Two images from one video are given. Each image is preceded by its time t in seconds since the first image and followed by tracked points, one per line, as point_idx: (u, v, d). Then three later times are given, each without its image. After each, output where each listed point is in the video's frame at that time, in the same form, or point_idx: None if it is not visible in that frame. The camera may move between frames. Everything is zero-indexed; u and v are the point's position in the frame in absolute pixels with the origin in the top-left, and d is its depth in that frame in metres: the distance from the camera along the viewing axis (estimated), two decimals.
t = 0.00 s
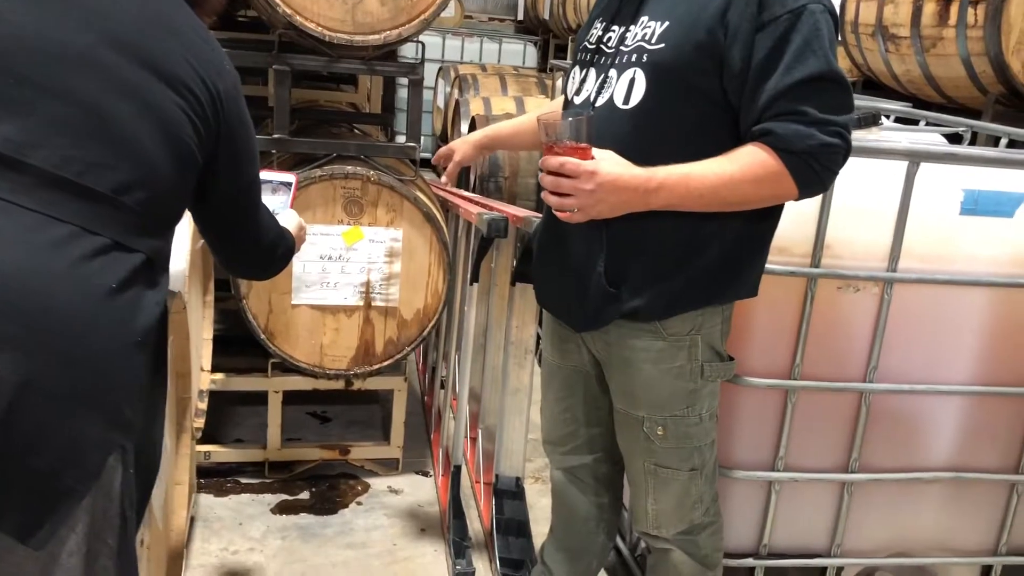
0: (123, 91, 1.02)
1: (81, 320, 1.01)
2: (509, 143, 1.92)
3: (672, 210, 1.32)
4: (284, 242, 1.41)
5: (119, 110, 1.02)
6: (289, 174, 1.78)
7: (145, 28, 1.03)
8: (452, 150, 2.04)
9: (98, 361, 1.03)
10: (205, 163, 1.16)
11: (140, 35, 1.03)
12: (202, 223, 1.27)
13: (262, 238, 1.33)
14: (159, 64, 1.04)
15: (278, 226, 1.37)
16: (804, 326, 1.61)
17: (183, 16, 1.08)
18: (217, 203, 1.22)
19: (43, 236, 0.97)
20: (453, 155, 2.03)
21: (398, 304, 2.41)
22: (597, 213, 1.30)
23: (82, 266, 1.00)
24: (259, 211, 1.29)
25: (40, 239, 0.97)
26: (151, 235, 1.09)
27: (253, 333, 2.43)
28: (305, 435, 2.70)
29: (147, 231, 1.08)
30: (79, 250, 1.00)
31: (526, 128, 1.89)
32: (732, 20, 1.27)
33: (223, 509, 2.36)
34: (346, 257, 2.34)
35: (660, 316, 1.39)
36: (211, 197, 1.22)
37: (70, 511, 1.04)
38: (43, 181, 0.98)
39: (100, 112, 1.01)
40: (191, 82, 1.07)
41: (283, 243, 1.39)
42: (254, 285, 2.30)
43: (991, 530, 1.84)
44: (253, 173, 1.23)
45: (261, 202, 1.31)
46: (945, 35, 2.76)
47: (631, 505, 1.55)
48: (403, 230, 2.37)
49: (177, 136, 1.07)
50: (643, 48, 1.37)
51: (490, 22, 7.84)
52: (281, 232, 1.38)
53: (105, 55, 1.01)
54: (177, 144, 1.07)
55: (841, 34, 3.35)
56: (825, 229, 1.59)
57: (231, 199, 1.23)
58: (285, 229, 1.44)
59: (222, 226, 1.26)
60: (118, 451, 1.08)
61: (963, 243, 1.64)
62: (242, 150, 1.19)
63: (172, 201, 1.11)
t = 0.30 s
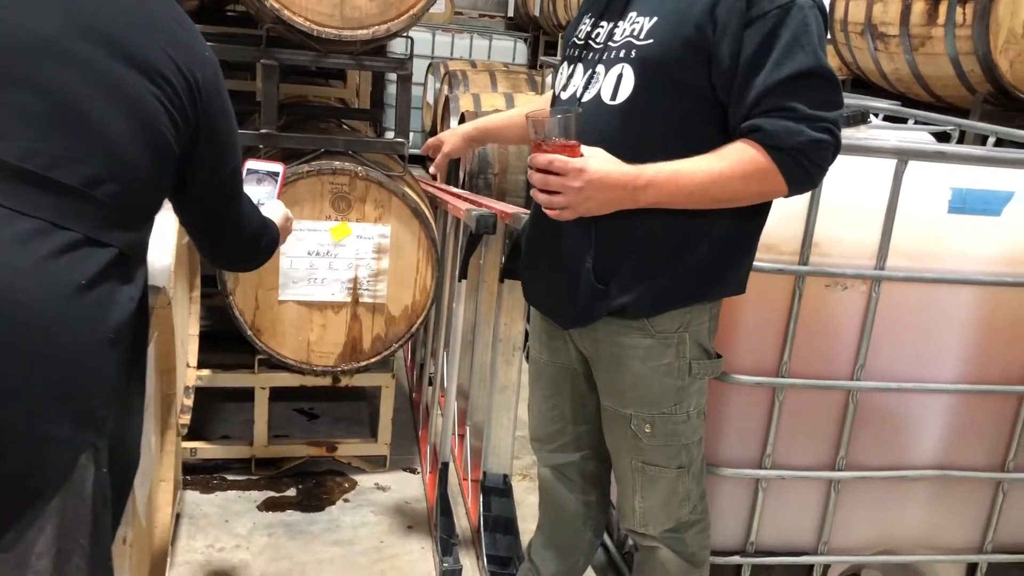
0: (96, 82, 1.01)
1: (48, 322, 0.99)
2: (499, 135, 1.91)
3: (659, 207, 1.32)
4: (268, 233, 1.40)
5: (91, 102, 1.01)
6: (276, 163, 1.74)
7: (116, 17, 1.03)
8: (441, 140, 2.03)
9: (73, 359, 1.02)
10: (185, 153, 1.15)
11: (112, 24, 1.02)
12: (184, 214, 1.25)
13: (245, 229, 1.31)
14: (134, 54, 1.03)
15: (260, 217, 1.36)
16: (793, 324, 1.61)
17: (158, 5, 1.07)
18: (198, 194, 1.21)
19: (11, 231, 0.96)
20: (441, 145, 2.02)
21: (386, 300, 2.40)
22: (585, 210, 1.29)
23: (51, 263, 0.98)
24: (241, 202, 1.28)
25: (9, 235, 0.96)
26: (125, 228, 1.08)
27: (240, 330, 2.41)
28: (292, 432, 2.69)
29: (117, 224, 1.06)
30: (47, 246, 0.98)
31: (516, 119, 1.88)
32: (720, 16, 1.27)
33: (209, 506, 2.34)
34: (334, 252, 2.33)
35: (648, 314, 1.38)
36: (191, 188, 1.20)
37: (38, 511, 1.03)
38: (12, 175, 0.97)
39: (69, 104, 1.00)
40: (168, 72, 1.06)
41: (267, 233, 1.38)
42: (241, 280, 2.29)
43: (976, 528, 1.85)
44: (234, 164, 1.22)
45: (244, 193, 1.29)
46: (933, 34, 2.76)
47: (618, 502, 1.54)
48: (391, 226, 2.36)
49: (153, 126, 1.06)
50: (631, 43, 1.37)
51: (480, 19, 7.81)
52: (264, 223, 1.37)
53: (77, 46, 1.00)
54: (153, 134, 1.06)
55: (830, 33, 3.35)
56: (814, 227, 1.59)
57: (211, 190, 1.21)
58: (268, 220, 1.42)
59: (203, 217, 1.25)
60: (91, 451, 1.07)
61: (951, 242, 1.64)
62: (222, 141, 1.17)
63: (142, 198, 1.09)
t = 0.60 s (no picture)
0: (56, 74, 1.00)
1: (12, 322, 0.98)
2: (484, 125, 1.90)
3: (641, 203, 1.31)
4: (246, 225, 1.37)
5: (52, 97, 1.00)
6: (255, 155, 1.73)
7: (77, 7, 1.01)
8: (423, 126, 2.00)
9: (37, 357, 1.01)
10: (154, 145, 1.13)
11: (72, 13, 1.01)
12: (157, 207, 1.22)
13: (220, 222, 1.28)
14: (100, 46, 1.02)
15: (235, 208, 1.33)
16: (775, 321, 1.61)
17: None
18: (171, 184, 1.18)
19: None
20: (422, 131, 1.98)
21: (369, 298, 2.38)
22: (565, 205, 1.28)
23: (8, 262, 0.97)
24: (216, 193, 1.25)
25: None
26: (92, 225, 1.06)
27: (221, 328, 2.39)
28: (275, 431, 2.67)
29: (83, 221, 1.05)
30: (4, 246, 0.97)
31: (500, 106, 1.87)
32: (701, 9, 1.26)
33: (191, 505, 2.32)
34: (316, 250, 2.32)
35: (630, 312, 1.38)
36: (162, 179, 1.17)
37: (6, 513, 1.02)
38: None
39: (27, 99, 0.99)
40: (136, 64, 1.05)
41: (245, 226, 1.35)
42: (222, 277, 2.28)
43: (958, 526, 1.85)
44: (206, 154, 1.19)
45: (220, 185, 1.27)
46: (917, 32, 2.76)
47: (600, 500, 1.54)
48: (375, 224, 2.34)
49: (116, 117, 1.04)
50: (612, 36, 1.36)
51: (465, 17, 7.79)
52: (239, 214, 1.34)
53: (42, 39, 0.99)
54: (115, 126, 1.04)
55: (815, 31, 3.35)
56: (797, 225, 1.59)
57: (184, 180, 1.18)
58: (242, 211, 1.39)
59: (178, 210, 1.21)
60: (57, 454, 1.05)
61: (933, 240, 1.64)
62: (193, 130, 1.15)
63: (106, 194, 1.07)
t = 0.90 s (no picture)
0: (14, 59, 0.97)
1: None
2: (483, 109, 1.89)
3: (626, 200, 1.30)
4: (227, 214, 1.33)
5: (8, 89, 0.97)
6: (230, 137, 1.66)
7: None
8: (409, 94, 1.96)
9: (13, 361, 1.01)
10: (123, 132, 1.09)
11: None
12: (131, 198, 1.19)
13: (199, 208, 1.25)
14: (59, 30, 0.99)
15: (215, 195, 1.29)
16: (764, 320, 1.61)
17: None
18: (143, 172, 1.14)
19: None
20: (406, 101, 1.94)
21: (357, 297, 2.38)
22: (548, 203, 1.29)
23: None
24: (193, 179, 1.21)
25: None
26: (57, 224, 1.05)
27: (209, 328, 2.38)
28: (264, 431, 2.66)
29: (47, 221, 1.03)
30: None
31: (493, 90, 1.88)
32: (687, 7, 1.26)
33: (179, 506, 2.31)
34: (305, 249, 2.31)
35: (618, 311, 1.37)
36: (133, 167, 1.14)
37: None
38: None
39: None
40: (99, 45, 1.01)
41: (224, 215, 1.31)
42: (210, 277, 2.27)
43: (947, 523, 1.85)
44: (181, 136, 1.16)
45: (196, 174, 1.23)
46: (905, 30, 2.77)
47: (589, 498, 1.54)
48: (363, 223, 2.33)
49: (74, 105, 1.01)
50: (598, 34, 1.36)
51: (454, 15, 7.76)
52: (219, 201, 1.30)
53: None
54: (73, 114, 1.01)
55: (803, 29, 3.35)
56: (785, 223, 1.59)
57: (158, 167, 1.15)
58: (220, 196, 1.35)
59: (153, 200, 1.18)
60: (36, 465, 1.04)
61: (920, 237, 1.64)
62: (165, 111, 1.11)
63: (73, 186, 1.04)
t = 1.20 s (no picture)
0: None
1: None
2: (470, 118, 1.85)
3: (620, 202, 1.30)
4: (202, 193, 1.27)
5: None
6: (205, 97, 1.71)
7: None
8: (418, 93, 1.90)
9: None
10: (85, 112, 1.03)
11: None
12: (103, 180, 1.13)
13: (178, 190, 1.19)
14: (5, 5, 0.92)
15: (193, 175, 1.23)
16: (759, 318, 1.61)
17: None
18: (113, 153, 1.09)
19: None
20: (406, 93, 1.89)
21: (353, 297, 2.37)
22: (545, 208, 1.27)
23: None
24: (167, 160, 1.15)
25: None
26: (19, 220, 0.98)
27: (205, 328, 2.38)
28: (260, 431, 2.65)
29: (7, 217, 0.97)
30: None
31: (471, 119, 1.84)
32: (686, 7, 1.26)
33: (175, 507, 2.31)
34: (300, 249, 2.30)
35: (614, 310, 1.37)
36: (102, 148, 1.08)
37: None
38: None
39: None
40: (50, 22, 0.94)
41: (199, 195, 1.25)
42: (205, 277, 2.27)
43: (944, 520, 1.85)
44: (151, 116, 1.09)
45: (170, 155, 1.16)
46: (900, 27, 2.77)
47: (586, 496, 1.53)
48: (359, 223, 2.33)
49: (25, 87, 0.94)
50: (595, 32, 1.35)
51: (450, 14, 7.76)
52: (197, 183, 1.24)
53: None
54: (25, 97, 0.95)
55: (799, 26, 3.35)
56: (781, 220, 1.58)
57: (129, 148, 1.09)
58: (192, 167, 1.29)
59: (124, 185, 1.12)
60: (6, 485, 0.99)
61: (915, 235, 1.64)
62: (133, 89, 1.05)
63: (31, 181, 0.98)
